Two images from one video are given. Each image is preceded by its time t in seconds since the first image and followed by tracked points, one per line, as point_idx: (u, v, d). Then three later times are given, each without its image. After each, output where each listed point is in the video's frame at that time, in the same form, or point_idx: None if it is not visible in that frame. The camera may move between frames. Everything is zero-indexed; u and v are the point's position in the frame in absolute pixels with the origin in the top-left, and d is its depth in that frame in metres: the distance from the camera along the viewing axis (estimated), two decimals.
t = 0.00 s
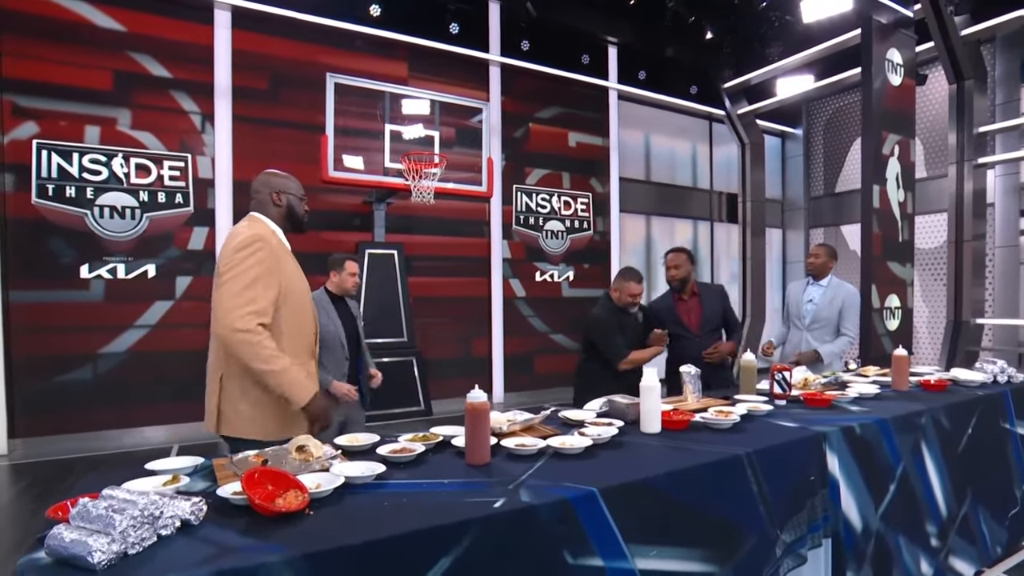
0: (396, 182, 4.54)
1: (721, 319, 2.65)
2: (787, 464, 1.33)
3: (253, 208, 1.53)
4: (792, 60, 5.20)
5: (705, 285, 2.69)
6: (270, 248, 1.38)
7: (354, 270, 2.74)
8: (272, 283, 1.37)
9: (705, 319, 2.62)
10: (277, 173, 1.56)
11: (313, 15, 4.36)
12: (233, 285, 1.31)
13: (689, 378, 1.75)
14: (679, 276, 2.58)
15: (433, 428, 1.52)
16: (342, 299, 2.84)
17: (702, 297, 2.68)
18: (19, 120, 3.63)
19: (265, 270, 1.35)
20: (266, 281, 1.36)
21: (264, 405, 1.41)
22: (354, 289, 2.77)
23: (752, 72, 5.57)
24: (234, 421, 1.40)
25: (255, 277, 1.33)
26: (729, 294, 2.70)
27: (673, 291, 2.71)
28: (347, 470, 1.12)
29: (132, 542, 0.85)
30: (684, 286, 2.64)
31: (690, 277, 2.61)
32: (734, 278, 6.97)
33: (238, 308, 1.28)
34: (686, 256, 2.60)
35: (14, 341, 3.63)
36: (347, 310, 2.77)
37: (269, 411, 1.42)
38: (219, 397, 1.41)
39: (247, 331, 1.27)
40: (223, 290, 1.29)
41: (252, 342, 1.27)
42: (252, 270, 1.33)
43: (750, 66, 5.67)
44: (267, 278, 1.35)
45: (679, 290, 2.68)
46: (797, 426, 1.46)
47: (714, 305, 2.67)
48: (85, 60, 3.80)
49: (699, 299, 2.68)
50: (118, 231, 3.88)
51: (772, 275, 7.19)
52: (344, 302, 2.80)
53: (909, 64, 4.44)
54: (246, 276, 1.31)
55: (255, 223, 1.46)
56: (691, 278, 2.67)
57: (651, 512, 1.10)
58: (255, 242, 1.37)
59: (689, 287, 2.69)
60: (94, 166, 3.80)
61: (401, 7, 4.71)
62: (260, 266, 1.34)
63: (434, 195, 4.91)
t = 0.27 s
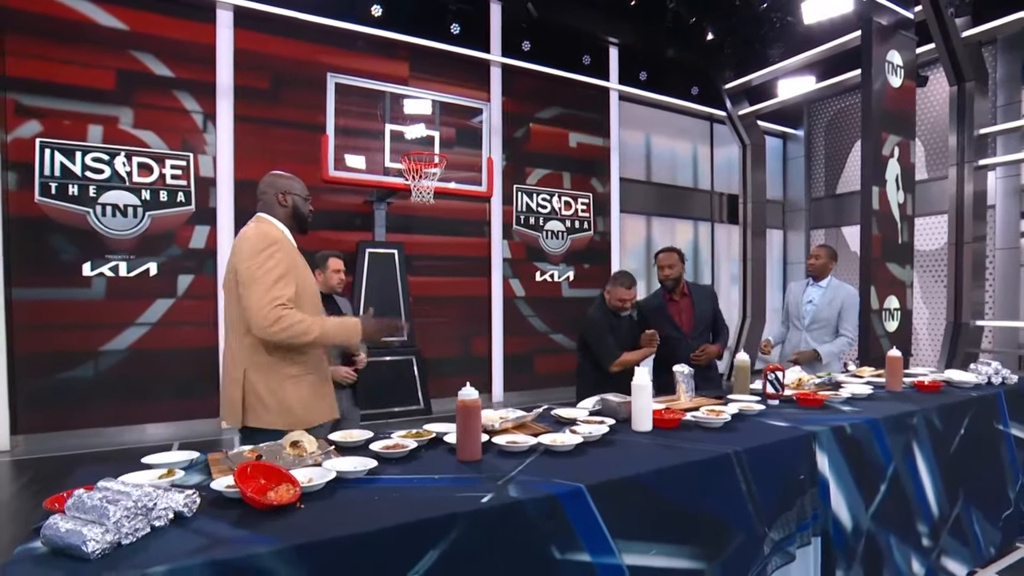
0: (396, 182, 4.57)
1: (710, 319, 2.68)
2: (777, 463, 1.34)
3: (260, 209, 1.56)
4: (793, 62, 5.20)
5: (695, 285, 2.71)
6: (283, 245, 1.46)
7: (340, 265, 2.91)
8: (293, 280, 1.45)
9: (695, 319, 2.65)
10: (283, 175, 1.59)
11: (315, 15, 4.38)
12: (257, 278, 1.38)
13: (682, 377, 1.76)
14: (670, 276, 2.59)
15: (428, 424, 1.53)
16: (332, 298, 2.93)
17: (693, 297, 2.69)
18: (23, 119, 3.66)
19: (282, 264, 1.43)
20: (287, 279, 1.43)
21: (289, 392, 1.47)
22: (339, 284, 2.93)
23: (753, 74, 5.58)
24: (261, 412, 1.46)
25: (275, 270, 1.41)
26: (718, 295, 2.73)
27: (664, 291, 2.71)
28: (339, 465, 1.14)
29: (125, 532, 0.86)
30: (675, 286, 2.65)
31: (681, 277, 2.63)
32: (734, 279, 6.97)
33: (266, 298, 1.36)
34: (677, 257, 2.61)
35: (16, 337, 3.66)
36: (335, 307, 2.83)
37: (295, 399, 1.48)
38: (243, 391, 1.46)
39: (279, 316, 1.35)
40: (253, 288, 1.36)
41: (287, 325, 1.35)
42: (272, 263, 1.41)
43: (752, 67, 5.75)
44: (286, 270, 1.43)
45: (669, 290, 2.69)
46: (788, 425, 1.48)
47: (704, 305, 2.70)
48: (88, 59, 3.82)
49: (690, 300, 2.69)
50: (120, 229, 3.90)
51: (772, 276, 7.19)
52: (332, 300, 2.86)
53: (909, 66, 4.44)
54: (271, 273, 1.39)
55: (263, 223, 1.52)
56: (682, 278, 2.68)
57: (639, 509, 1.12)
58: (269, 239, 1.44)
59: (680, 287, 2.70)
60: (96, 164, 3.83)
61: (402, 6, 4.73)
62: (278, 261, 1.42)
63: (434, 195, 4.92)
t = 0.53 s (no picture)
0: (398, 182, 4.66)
1: (715, 322, 2.72)
2: (768, 461, 1.36)
3: (281, 211, 1.66)
4: (796, 64, 5.21)
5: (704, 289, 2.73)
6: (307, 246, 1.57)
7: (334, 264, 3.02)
8: (322, 280, 1.56)
9: (701, 322, 2.67)
10: (302, 180, 1.69)
11: (318, 17, 4.42)
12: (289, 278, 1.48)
13: (677, 377, 1.78)
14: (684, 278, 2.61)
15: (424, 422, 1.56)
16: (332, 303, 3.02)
17: (699, 299, 2.71)
18: (31, 120, 3.70)
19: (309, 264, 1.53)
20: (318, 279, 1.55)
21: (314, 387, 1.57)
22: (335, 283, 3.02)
23: (756, 76, 5.59)
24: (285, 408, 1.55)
25: (304, 270, 1.51)
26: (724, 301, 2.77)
27: (672, 291, 2.73)
28: (335, 460, 1.17)
29: (125, 521, 0.89)
30: (686, 287, 2.67)
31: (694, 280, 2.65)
32: (736, 281, 6.97)
33: (300, 296, 1.46)
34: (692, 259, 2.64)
35: (23, 336, 3.70)
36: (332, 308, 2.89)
37: (319, 395, 1.58)
38: (268, 390, 1.54)
39: (313, 311, 1.45)
40: (290, 287, 1.47)
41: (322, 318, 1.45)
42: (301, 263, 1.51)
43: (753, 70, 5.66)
44: (313, 269, 1.53)
45: (678, 291, 2.71)
46: (779, 425, 1.49)
47: (710, 309, 2.73)
48: (96, 62, 3.87)
49: (698, 303, 2.71)
50: (125, 229, 3.95)
51: (774, 278, 7.19)
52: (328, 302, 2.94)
53: (911, 69, 4.44)
54: (304, 273, 1.50)
55: (285, 226, 1.62)
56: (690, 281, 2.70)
57: (628, 505, 1.14)
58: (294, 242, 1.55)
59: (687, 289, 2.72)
60: (103, 165, 3.88)
61: (406, 9, 4.77)
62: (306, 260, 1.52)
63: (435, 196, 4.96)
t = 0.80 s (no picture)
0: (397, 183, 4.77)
1: (726, 324, 2.71)
2: (754, 457, 1.38)
3: (310, 215, 1.77)
4: (795, 65, 5.22)
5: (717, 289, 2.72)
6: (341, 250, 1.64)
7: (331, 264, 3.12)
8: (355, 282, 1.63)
9: (713, 322, 2.68)
10: (332, 187, 1.82)
11: (320, 19, 4.45)
12: (327, 281, 1.55)
13: (668, 375, 1.81)
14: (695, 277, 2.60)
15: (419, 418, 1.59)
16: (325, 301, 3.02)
17: (713, 299, 2.71)
18: (36, 122, 3.75)
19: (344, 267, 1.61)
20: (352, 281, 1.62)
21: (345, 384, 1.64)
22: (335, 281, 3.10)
23: (757, 77, 5.61)
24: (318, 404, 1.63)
25: (340, 273, 1.58)
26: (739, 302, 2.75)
27: (686, 289, 2.73)
28: (329, 453, 1.20)
29: (123, 509, 0.92)
30: (698, 287, 2.66)
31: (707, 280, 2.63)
32: (737, 281, 6.98)
33: (338, 298, 1.53)
34: (704, 259, 2.58)
35: (28, 336, 3.75)
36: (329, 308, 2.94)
37: (355, 391, 1.69)
38: (306, 389, 1.63)
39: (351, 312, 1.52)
40: (329, 289, 1.54)
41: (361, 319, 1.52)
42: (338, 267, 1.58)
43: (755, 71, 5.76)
44: (348, 272, 1.61)
45: (691, 289, 2.70)
46: (768, 421, 1.51)
47: (722, 309, 2.72)
48: (100, 64, 3.92)
49: (711, 303, 2.71)
50: (129, 229, 3.99)
51: (775, 278, 7.20)
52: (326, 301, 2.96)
53: (910, 69, 4.45)
54: (340, 276, 1.57)
55: (315, 231, 1.71)
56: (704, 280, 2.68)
57: (614, 498, 1.16)
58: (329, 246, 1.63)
59: (701, 287, 2.71)
60: (106, 166, 3.92)
61: (407, 11, 4.80)
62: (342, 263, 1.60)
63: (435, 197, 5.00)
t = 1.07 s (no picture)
0: (397, 182, 4.94)
1: (738, 321, 2.74)
2: (741, 451, 1.40)
3: (342, 212, 1.80)
4: (794, 64, 5.23)
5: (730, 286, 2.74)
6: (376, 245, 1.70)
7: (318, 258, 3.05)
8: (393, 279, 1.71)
9: (726, 317, 2.70)
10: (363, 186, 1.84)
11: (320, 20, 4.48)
12: (371, 279, 1.62)
13: (659, 372, 1.84)
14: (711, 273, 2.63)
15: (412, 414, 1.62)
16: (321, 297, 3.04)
17: (726, 295, 2.74)
18: (40, 123, 3.79)
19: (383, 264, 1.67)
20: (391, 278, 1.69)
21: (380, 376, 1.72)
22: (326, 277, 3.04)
23: (757, 76, 5.64)
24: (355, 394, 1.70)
25: (383, 271, 1.65)
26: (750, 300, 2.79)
27: (699, 284, 2.75)
28: (322, 446, 1.23)
29: (121, 497, 0.96)
30: (712, 282, 2.69)
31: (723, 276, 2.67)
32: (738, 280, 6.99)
33: (384, 295, 1.61)
34: (719, 255, 2.64)
35: (32, 334, 3.79)
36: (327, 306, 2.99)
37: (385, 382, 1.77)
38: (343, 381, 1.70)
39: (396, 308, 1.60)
40: (376, 287, 1.61)
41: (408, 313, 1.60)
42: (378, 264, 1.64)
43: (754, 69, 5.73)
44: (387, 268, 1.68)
45: (705, 284, 2.73)
46: (755, 417, 1.54)
47: (735, 306, 2.75)
48: (103, 65, 3.96)
49: (724, 298, 2.73)
50: (132, 229, 4.04)
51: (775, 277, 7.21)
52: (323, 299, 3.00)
53: (909, 68, 4.46)
54: (384, 274, 1.64)
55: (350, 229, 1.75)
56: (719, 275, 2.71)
57: (600, 489, 1.19)
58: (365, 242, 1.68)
59: (715, 283, 2.74)
60: (110, 167, 3.97)
61: (407, 12, 4.83)
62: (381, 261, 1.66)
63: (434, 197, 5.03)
